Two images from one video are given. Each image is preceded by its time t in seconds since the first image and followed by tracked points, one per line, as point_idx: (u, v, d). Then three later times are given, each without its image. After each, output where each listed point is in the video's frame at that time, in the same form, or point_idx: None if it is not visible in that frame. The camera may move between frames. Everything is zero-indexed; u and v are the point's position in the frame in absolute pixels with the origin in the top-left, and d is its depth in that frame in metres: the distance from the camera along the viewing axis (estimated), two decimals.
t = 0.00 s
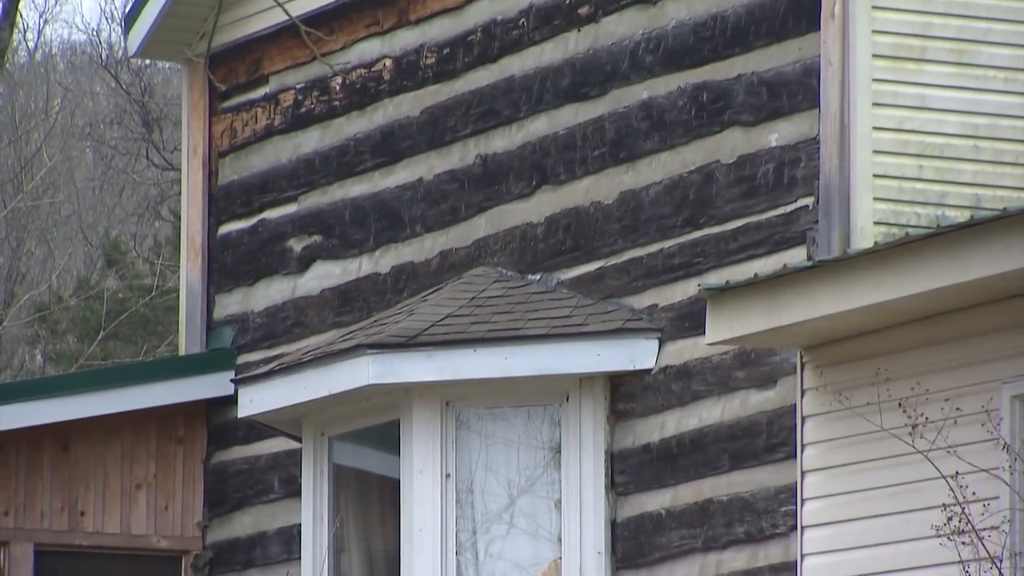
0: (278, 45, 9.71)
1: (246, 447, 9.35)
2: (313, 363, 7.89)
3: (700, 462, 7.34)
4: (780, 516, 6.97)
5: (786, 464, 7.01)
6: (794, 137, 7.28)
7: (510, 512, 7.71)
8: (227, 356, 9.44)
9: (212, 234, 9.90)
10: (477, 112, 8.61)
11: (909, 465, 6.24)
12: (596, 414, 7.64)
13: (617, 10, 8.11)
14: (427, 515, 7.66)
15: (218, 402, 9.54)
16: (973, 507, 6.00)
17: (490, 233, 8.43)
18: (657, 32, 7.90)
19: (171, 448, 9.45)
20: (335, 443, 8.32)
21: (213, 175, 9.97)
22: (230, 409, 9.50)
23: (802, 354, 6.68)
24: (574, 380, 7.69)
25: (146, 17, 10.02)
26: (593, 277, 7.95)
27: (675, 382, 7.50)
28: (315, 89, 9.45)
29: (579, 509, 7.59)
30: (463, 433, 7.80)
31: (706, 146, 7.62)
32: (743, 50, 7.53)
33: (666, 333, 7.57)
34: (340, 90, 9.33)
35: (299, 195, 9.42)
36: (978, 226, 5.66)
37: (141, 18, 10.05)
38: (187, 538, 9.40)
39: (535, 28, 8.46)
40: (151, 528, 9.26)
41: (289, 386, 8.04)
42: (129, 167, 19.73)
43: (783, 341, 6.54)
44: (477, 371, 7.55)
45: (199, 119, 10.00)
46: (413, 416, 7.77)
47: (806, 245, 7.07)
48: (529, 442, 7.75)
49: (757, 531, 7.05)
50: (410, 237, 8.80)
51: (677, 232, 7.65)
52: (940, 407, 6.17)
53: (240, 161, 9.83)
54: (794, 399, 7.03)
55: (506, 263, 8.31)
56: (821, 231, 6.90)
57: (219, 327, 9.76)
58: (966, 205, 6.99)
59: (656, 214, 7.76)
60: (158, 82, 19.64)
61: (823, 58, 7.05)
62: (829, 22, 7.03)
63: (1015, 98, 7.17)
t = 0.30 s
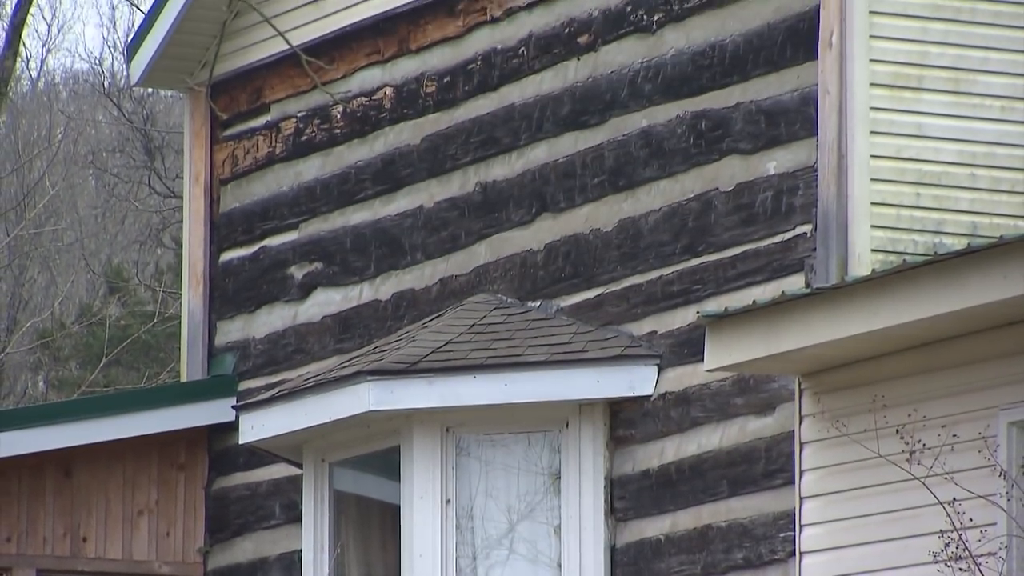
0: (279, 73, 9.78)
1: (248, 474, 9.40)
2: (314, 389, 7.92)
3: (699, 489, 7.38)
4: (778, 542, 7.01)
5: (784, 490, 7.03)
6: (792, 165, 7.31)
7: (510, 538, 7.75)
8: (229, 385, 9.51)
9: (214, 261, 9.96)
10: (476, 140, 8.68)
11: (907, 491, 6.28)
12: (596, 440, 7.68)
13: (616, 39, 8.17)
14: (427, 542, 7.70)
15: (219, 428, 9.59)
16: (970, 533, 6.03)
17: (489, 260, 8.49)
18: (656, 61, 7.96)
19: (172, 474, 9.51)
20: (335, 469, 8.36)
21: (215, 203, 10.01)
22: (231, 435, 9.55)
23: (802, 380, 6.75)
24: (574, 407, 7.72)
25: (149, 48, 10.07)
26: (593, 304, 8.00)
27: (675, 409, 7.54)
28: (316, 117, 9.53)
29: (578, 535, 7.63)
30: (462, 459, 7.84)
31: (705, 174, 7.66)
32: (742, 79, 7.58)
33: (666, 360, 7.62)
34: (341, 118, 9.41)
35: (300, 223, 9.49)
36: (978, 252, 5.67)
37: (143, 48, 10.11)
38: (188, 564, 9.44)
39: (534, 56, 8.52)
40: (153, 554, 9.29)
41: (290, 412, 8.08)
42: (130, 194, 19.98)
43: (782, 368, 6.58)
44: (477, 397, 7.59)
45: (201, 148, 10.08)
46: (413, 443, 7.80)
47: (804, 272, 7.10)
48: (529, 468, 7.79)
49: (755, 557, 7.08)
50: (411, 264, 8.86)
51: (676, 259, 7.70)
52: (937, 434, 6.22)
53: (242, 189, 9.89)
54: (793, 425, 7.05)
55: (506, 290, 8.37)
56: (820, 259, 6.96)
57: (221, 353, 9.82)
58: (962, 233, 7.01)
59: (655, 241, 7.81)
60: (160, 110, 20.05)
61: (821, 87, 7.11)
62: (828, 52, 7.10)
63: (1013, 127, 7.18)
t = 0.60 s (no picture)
0: (282, 92, 9.85)
1: (250, 491, 9.44)
2: (316, 406, 7.96)
3: (699, 506, 7.42)
4: (777, 558, 7.04)
5: (783, 507, 7.08)
6: (790, 184, 7.35)
7: (511, 554, 7.77)
8: (229, 402, 9.54)
9: (216, 279, 10.01)
10: (477, 159, 8.74)
11: (906, 508, 6.31)
12: (595, 457, 7.73)
13: (615, 58, 8.22)
14: (428, 559, 7.71)
15: (222, 447, 9.64)
16: (969, 550, 6.05)
17: (490, 278, 8.53)
18: (655, 80, 8.01)
19: (175, 491, 9.54)
20: (338, 486, 8.42)
21: (219, 222, 10.07)
22: (233, 453, 9.59)
23: (802, 398, 6.80)
24: (574, 424, 7.78)
25: (154, 64, 10.09)
26: (593, 322, 8.04)
27: (674, 426, 7.59)
28: (318, 136, 9.59)
29: (579, 552, 7.66)
30: (463, 476, 7.87)
31: (704, 193, 7.71)
32: (741, 98, 7.63)
33: (665, 378, 7.66)
34: (342, 137, 9.47)
35: (301, 241, 9.55)
36: (969, 274, 5.68)
37: (147, 66, 10.13)
38: None
39: (535, 76, 8.58)
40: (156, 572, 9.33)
41: (292, 429, 8.12)
42: (133, 213, 20.08)
43: (782, 386, 6.63)
44: (477, 415, 7.61)
45: (204, 168, 10.14)
46: (414, 460, 7.84)
47: (802, 290, 7.17)
48: (529, 486, 7.82)
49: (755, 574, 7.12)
50: (412, 282, 8.91)
51: (676, 277, 7.74)
52: (936, 452, 6.25)
53: (244, 208, 9.95)
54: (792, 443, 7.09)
55: (507, 308, 8.41)
56: (818, 278, 6.99)
57: (223, 371, 9.88)
58: (960, 251, 7.05)
59: (655, 260, 7.85)
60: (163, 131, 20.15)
61: (819, 106, 7.16)
62: (825, 71, 7.15)
63: (1010, 146, 7.23)
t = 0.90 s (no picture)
0: (283, 110, 9.91)
1: (251, 507, 9.48)
2: (316, 422, 8.00)
3: (699, 521, 7.46)
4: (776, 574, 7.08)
5: (782, 523, 7.12)
6: (788, 202, 7.40)
7: (511, 570, 7.80)
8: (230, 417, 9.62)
9: (217, 295, 10.08)
10: (477, 177, 8.79)
11: (904, 524, 6.34)
12: (595, 472, 7.78)
13: (615, 77, 8.27)
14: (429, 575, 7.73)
15: (222, 462, 9.67)
16: (967, 566, 6.08)
17: (490, 295, 8.58)
18: (654, 98, 8.06)
19: (176, 507, 9.59)
20: (339, 502, 8.46)
21: (219, 239, 10.15)
22: (234, 469, 9.63)
23: (800, 414, 6.84)
24: (573, 440, 7.82)
25: (157, 82, 10.15)
26: (593, 339, 8.08)
27: (673, 442, 7.63)
28: (320, 154, 9.65)
29: (578, 567, 7.71)
30: (464, 492, 7.90)
31: (703, 211, 7.75)
32: (740, 116, 7.68)
33: (665, 394, 7.70)
34: (343, 155, 9.53)
35: (303, 258, 9.60)
36: (967, 291, 5.71)
37: (149, 84, 10.19)
38: None
39: (534, 94, 8.63)
40: None
41: (293, 446, 8.16)
42: (135, 229, 20.16)
43: (780, 402, 6.67)
44: (478, 431, 7.64)
45: (205, 185, 10.19)
46: (415, 476, 7.86)
47: (801, 307, 7.20)
48: (529, 501, 7.85)
49: None
50: (412, 299, 8.96)
51: (675, 294, 7.79)
52: (933, 468, 6.29)
53: (246, 225, 10.01)
54: (790, 459, 7.13)
55: (507, 324, 8.46)
56: (816, 294, 7.01)
57: (224, 388, 9.94)
58: (958, 268, 7.10)
59: (654, 277, 7.90)
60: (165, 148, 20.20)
61: (818, 124, 7.20)
62: (823, 89, 7.19)
63: (1007, 163, 7.28)
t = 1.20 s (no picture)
0: (284, 128, 9.97)
1: (251, 523, 9.51)
2: (317, 438, 8.04)
3: (698, 538, 7.49)
4: None
5: (780, 539, 7.15)
6: (786, 220, 7.45)
7: None
8: (233, 434, 9.65)
9: (218, 312, 10.14)
10: (478, 195, 8.84)
11: (902, 540, 6.38)
12: (594, 488, 7.82)
13: (614, 95, 8.32)
14: None
15: (224, 479, 9.72)
16: None
17: (490, 312, 8.62)
18: (654, 116, 8.11)
19: (177, 523, 9.65)
20: (340, 518, 8.50)
21: (220, 256, 10.21)
22: (235, 485, 9.67)
23: (799, 431, 6.88)
24: (572, 457, 7.86)
25: (158, 100, 10.20)
26: (593, 356, 8.12)
27: (672, 459, 7.67)
28: (321, 172, 9.70)
29: None
30: (464, 508, 7.94)
31: (702, 228, 7.79)
32: (739, 134, 7.72)
33: (664, 410, 7.74)
34: (344, 173, 9.58)
35: (304, 275, 9.66)
36: (964, 308, 5.74)
37: (152, 102, 10.23)
38: None
39: (535, 112, 8.68)
40: None
41: (294, 462, 8.20)
42: (137, 247, 20.23)
43: (779, 419, 6.71)
44: (478, 448, 7.67)
45: (207, 202, 10.26)
46: (415, 493, 7.90)
47: (800, 323, 7.24)
48: (529, 518, 7.90)
49: None
50: (413, 315, 9.00)
51: (674, 311, 7.83)
52: (931, 484, 6.33)
53: (247, 242, 10.07)
54: (789, 475, 7.16)
55: (507, 341, 8.50)
56: (815, 311, 7.08)
57: (227, 404, 10.00)
58: (956, 286, 7.14)
59: (654, 294, 7.94)
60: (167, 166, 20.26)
61: (817, 141, 7.26)
62: (823, 107, 7.25)
63: (1006, 181, 7.31)
